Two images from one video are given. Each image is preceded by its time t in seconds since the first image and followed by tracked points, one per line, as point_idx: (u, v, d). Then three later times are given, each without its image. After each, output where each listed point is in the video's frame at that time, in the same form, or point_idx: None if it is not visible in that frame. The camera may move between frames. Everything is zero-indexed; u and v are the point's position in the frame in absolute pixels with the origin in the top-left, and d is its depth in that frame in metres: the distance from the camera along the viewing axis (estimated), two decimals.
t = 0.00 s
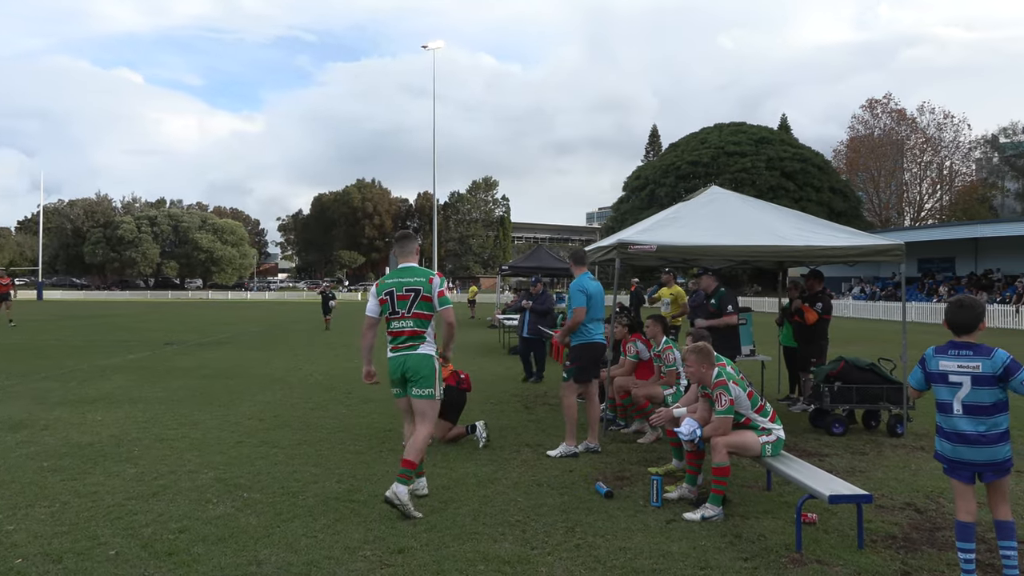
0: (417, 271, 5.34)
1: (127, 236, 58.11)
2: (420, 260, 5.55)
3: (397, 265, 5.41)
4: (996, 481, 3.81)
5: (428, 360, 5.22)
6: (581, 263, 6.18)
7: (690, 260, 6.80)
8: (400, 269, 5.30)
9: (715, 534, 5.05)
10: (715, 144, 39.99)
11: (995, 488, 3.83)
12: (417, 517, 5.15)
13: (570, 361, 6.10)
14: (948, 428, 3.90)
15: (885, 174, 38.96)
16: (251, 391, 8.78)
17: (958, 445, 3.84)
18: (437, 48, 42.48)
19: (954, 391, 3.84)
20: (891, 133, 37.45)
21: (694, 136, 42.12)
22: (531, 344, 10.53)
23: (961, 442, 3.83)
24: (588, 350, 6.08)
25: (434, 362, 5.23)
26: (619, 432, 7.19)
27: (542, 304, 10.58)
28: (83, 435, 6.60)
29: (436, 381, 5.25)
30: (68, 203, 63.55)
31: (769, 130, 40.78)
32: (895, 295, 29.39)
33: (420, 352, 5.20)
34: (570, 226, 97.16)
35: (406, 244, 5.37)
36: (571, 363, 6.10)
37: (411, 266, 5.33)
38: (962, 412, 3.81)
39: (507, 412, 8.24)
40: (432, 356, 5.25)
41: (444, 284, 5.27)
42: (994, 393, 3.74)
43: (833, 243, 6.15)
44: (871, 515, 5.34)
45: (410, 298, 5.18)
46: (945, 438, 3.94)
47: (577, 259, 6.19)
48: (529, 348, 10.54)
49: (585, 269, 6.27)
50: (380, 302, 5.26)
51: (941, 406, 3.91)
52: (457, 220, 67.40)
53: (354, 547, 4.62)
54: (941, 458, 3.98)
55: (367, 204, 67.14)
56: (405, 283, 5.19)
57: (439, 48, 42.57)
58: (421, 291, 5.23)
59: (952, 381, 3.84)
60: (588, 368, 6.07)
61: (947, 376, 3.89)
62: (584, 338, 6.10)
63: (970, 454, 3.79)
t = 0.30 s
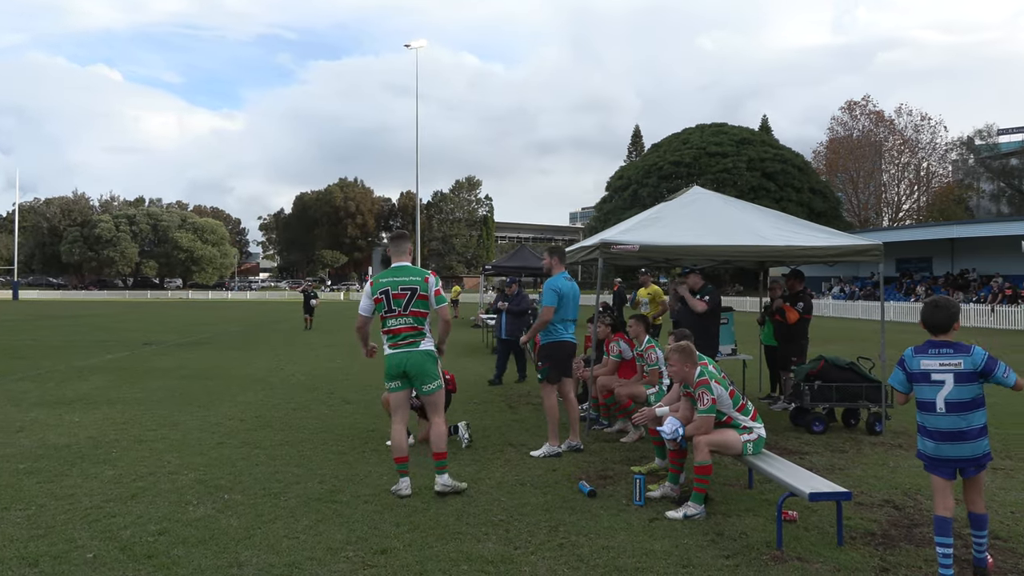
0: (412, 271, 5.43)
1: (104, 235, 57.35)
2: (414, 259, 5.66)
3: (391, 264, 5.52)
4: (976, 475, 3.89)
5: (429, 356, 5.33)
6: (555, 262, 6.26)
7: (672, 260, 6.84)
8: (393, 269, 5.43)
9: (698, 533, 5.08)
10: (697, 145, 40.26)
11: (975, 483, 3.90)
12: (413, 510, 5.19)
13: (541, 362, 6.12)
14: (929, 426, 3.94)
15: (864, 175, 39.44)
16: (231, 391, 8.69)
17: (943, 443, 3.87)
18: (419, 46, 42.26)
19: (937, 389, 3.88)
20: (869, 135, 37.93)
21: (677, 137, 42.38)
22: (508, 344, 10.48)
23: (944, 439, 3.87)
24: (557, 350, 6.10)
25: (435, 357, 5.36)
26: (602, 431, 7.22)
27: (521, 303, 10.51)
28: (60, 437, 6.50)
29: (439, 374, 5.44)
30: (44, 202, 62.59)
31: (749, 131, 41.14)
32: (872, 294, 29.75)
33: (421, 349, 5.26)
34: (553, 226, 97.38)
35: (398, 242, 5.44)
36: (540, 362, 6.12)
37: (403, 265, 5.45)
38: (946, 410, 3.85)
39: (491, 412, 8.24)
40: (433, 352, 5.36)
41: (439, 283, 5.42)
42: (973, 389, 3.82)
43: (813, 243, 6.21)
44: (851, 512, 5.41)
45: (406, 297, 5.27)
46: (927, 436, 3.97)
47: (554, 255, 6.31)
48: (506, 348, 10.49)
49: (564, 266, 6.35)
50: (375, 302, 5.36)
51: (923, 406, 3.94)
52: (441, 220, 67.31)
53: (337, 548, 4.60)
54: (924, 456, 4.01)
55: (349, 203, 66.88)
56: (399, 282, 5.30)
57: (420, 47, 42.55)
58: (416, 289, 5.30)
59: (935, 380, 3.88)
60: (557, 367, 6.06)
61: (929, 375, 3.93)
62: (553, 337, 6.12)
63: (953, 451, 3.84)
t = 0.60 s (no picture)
0: (420, 273, 5.51)
1: (89, 234, 56.82)
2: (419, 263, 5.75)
3: (397, 268, 5.58)
4: (962, 473, 3.95)
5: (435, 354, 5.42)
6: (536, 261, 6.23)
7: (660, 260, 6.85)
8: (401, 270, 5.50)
9: (685, 531, 5.10)
10: (685, 145, 40.38)
11: (960, 481, 3.95)
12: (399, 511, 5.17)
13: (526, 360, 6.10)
14: (922, 423, 3.98)
15: (850, 175, 39.73)
16: (217, 392, 8.63)
17: (934, 440, 3.92)
18: (408, 46, 42.17)
19: (933, 387, 3.93)
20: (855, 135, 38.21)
21: (665, 137, 42.51)
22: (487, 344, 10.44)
23: (936, 436, 3.92)
24: (545, 350, 6.12)
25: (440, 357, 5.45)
26: (590, 430, 7.24)
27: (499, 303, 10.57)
28: (43, 439, 6.43)
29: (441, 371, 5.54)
30: (28, 201, 61.92)
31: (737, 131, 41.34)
32: (860, 293, 29.98)
33: (428, 348, 5.36)
34: (542, 226, 97.48)
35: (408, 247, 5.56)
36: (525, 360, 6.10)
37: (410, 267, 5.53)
38: (940, 408, 3.90)
39: (480, 412, 8.24)
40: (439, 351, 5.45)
41: (447, 286, 5.53)
42: (966, 389, 3.90)
43: (799, 243, 6.25)
44: (836, 510, 5.45)
45: (417, 298, 5.33)
46: (917, 432, 4.01)
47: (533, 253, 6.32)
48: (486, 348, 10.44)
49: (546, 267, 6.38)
50: (384, 302, 5.35)
51: (918, 403, 3.98)
52: (429, 219, 67.25)
53: (325, 549, 4.58)
54: (912, 453, 4.03)
55: (338, 203, 66.71)
56: (410, 284, 5.36)
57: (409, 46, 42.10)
58: (426, 292, 5.37)
59: (931, 378, 3.92)
60: (542, 366, 6.08)
61: (925, 373, 3.97)
62: (541, 337, 6.13)
63: (945, 448, 3.89)
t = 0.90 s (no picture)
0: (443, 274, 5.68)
1: (77, 234, 56.39)
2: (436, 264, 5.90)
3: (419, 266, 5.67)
4: (960, 467, 4.02)
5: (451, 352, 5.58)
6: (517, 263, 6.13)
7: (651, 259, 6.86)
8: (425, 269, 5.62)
9: (676, 530, 5.12)
10: (676, 145, 40.48)
11: (958, 475, 4.02)
12: (390, 511, 5.15)
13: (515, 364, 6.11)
14: (922, 418, 4.06)
15: (840, 176, 39.99)
16: (207, 392, 8.58)
17: (933, 435, 4.00)
18: (399, 45, 42.10)
19: (933, 384, 4.00)
20: (845, 136, 38.45)
21: (656, 137, 42.60)
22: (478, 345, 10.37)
23: (935, 431, 4.00)
24: (533, 352, 6.16)
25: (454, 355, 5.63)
26: (582, 430, 7.23)
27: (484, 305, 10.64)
28: (31, 440, 6.37)
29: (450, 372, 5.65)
30: (15, 200, 61.43)
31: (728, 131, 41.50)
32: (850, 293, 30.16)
33: (448, 345, 5.52)
34: (533, 225, 97.52)
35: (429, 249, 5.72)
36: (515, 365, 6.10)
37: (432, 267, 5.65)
38: (939, 404, 3.98)
39: (473, 412, 8.24)
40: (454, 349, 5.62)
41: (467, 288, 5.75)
42: (967, 387, 3.97)
43: (790, 243, 6.28)
44: (827, 509, 5.48)
45: (444, 297, 5.49)
46: (917, 428, 4.09)
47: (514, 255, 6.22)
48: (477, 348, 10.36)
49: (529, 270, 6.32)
50: (411, 297, 5.43)
51: (918, 399, 4.05)
52: (420, 219, 67.18)
53: (316, 549, 4.57)
54: (912, 445, 4.14)
55: (329, 202, 66.57)
56: (437, 282, 5.53)
57: (400, 45, 42.20)
58: (451, 291, 5.56)
59: (933, 376, 3.99)
60: (533, 370, 6.17)
61: (926, 370, 4.03)
62: (530, 341, 6.16)
63: (944, 442, 3.97)
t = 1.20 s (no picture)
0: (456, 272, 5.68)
1: (75, 234, 56.33)
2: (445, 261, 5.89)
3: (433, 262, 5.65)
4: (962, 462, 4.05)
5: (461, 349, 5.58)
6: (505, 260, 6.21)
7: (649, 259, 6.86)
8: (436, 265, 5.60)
9: (675, 530, 5.11)
10: (674, 145, 40.50)
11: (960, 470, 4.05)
12: (389, 512, 5.15)
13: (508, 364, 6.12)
14: (925, 415, 4.08)
15: (837, 176, 40.09)
16: (205, 392, 8.57)
17: (935, 430, 4.03)
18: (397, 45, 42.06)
19: (937, 381, 4.00)
20: (843, 136, 38.51)
21: (655, 136, 42.62)
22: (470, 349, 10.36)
23: (938, 427, 4.02)
24: (526, 352, 6.20)
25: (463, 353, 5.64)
26: (580, 430, 7.21)
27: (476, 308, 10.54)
28: (29, 440, 6.36)
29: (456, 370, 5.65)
30: (13, 200, 61.39)
31: (726, 131, 41.55)
32: (849, 293, 30.18)
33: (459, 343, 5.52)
34: (532, 225, 97.60)
35: (437, 245, 5.65)
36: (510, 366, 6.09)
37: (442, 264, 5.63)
38: (943, 401, 3.99)
39: (472, 412, 8.24)
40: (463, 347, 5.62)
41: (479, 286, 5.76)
42: (968, 383, 4.00)
43: (788, 243, 6.28)
44: (825, 509, 5.47)
45: (459, 294, 5.50)
46: (919, 424, 4.12)
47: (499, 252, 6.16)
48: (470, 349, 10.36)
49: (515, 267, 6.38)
50: (427, 292, 5.42)
51: (921, 396, 4.06)
52: (419, 219, 67.26)
53: (314, 549, 4.57)
54: (913, 441, 4.18)
55: (327, 202, 66.65)
56: (451, 279, 5.54)
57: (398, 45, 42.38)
58: (464, 289, 5.56)
59: (937, 373, 4.00)
60: (528, 369, 6.20)
61: (929, 368, 4.04)
62: (521, 339, 6.20)
63: (947, 437, 3.99)
